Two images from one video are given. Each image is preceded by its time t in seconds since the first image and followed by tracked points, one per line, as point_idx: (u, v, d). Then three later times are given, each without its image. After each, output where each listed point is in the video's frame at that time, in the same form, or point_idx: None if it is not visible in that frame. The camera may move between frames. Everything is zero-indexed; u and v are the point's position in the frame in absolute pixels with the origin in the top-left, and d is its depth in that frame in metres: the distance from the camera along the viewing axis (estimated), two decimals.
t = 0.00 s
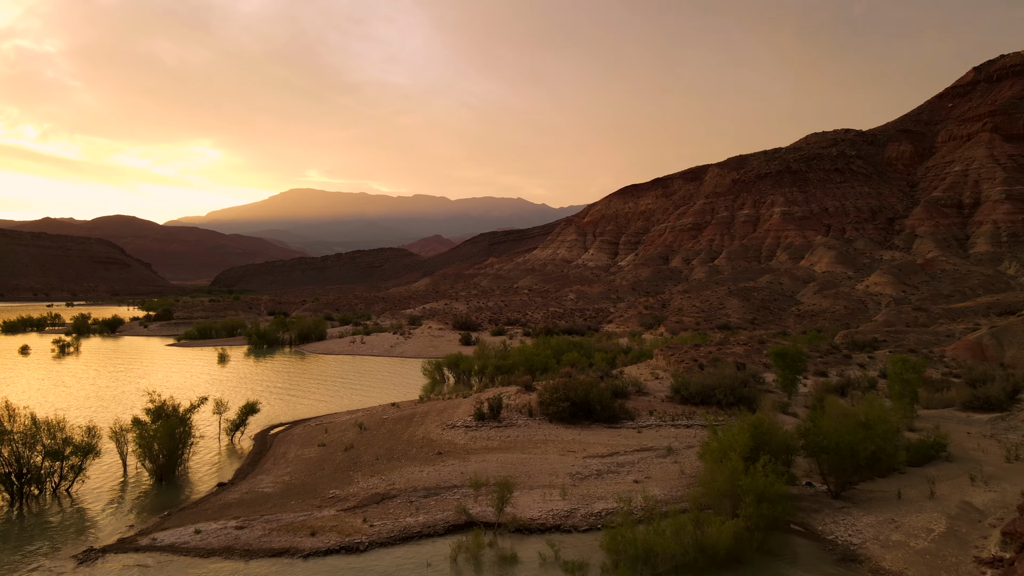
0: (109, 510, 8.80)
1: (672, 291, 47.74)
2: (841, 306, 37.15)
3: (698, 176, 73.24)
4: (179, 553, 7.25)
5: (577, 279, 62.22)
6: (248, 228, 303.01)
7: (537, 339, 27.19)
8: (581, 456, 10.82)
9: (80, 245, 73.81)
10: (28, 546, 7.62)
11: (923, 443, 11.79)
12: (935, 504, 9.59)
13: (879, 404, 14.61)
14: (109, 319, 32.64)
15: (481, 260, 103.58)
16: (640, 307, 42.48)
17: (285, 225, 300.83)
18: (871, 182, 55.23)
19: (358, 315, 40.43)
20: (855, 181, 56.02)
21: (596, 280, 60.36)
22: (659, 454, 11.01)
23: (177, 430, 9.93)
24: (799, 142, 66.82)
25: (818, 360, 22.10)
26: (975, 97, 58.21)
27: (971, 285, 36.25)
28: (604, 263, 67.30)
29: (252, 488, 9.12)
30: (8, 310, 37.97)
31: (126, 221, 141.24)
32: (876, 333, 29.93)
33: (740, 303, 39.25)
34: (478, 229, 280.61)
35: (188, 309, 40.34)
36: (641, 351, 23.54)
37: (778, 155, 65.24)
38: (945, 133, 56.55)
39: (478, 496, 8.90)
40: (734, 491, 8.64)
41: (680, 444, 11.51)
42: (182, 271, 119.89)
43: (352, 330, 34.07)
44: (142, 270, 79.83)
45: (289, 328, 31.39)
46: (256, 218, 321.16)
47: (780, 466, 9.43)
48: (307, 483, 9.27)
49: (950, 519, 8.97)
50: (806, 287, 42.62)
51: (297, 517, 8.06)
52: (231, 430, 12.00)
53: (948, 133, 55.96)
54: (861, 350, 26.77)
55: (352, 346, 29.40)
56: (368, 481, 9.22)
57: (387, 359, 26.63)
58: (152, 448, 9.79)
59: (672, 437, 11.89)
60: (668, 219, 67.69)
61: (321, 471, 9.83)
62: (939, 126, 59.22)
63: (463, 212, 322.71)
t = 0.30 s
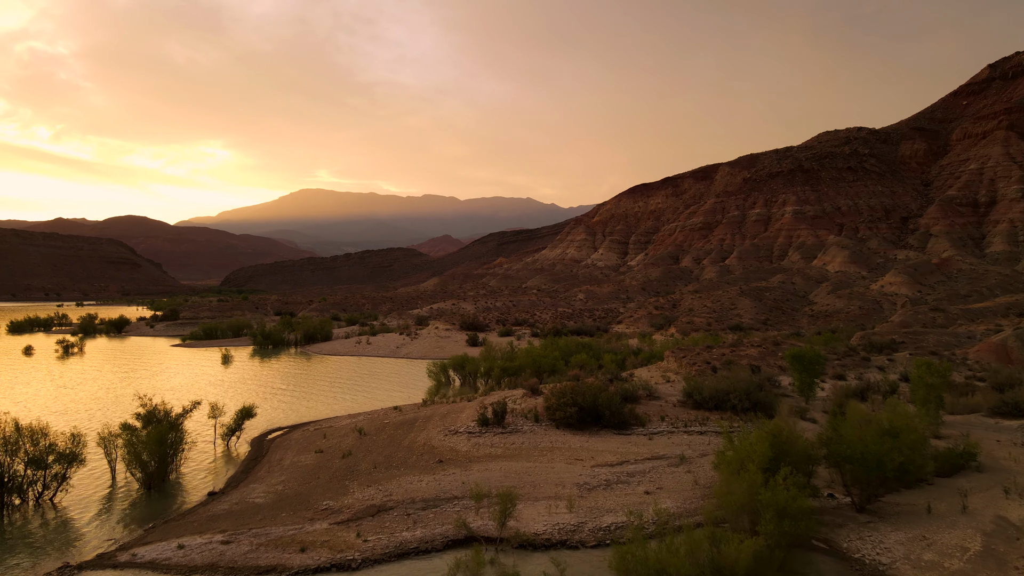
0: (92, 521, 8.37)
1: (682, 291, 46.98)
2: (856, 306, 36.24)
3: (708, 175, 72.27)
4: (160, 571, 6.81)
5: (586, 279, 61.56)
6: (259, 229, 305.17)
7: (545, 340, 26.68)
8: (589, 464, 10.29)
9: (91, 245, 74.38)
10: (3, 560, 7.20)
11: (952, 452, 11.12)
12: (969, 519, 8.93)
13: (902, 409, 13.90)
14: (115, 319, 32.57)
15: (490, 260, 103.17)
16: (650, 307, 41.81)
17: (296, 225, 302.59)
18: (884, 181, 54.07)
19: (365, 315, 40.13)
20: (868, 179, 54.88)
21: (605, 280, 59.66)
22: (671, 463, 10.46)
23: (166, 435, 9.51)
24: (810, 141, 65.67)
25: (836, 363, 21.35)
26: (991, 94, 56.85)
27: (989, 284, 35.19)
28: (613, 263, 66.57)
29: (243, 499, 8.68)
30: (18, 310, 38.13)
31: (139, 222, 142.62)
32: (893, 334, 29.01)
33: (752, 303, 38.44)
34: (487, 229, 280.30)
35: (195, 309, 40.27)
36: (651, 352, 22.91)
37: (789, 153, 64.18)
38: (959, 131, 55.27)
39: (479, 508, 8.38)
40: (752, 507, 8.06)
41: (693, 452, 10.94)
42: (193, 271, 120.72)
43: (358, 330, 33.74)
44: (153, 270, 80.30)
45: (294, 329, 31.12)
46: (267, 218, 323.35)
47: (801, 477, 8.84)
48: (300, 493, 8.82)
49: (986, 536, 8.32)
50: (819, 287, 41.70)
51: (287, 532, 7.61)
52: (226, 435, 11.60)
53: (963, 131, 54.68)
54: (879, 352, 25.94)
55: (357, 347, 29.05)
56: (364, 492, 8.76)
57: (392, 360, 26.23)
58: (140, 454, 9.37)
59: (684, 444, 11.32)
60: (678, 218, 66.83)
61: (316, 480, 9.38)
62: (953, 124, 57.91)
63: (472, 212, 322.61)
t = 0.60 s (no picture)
0: (70, 533, 7.95)
1: (693, 291, 46.21)
2: (871, 306, 35.31)
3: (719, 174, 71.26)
4: None
5: (595, 279, 60.89)
6: (270, 229, 307.23)
7: (553, 341, 26.16)
8: (598, 474, 9.76)
9: (103, 245, 74.94)
10: None
11: (983, 462, 10.44)
12: (1006, 537, 8.23)
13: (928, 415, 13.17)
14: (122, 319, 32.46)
15: (499, 260, 102.71)
16: (660, 307, 41.12)
17: (306, 225, 304.37)
18: (897, 180, 52.92)
19: (372, 315, 39.82)
20: (881, 178, 53.73)
21: (615, 280, 58.98)
22: (684, 473, 9.89)
23: (151, 442, 9.10)
24: (822, 139, 64.53)
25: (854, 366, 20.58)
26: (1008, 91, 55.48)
27: (1007, 284, 34.15)
28: (623, 263, 65.83)
29: (232, 510, 8.24)
30: (28, 310, 38.28)
31: (151, 222, 143.90)
32: (912, 336, 28.10)
33: (765, 303, 37.65)
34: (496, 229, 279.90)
35: (202, 309, 40.16)
36: (662, 354, 22.31)
37: (801, 152, 63.14)
38: (974, 129, 53.93)
39: (479, 522, 7.86)
40: (773, 523, 7.46)
41: (708, 461, 10.37)
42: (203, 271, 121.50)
43: (365, 331, 33.39)
44: (163, 270, 80.79)
45: (300, 329, 30.84)
46: (277, 218, 325.40)
47: (824, 491, 8.25)
48: (291, 505, 8.36)
49: None
50: (832, 287, 40.77)
51: (274, 548, 7.16)
52: (220, 441, 11.24)
53: (978, 129, 53.41)
54: (898, 354, 25.12)
55: (364, 348, 28.68)
56: (359, 504, 8.28)
57: (398, 362, 25.82)
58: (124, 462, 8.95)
59: (698, 453, 10.75)
60: (688, 217, 65.95)
61: (309, 490, 8.93)
62: (968, 122, 56.60)
63: (482, 212, 322.47)
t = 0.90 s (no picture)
0: (49, 546, 7.54)
1: (704, 291, 45.44)
2: (886, 307, 34.40)
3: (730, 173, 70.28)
4: None
5: (604, 279, 60.22)
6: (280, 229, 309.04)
7: (561, 342, 25.61)
8: (606, 485, 9.23)
9: (113, 245, 75.43)
10: None
11: (1018, 474, 9.76)
12: None
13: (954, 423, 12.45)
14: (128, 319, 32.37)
15: (507, 260, 102.17)
16: (670, 307, 40.42)
17: (316, 225, 305.91)
18: (911, 178, 51.75)
19: (378, 315, 39.49)
20: (894, 176, 52.62)
21: (624, 280, 58.24)
22: (698, 484, 9.34)
23: (137, 448, 8.72)
24: (835, 137, 63.40)
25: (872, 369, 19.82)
26: None
27: None
28: (632, 262, 65.08)
29: (218, 523, 7.80)
30: (37, 310, 38.36)
31: (162, 222, 145.09)
32: (929, 338, 27.23)
33: (777, 304, 36.83)
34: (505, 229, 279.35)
35: (208, 309, 40.06)
36: (673, 356, 21.66)
37: (813, 150, 62.05)
38: (991, 126, 52.60)
39: (478, 538, 7.35)
40: (797, 542, 6.87)
41: (723, 471, 9.79)
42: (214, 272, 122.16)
43: (370, 331, 33.05)
44: (173, 270, 81.19)
45: (305, 330, 30.55)
46: (288, 219, 327.31)
47: (851, 506, 7.65)
48: (280, 518, 7.90)
49: None
50: (846, 287, 39.85)
51: (259, 564, 6.71)
52: (214, 446, 10.85)
53: (995, 126, 52.10)
54: (918, 357, 24.21)
55: (369, 349, 28.31)
56: (352, 517, 7.81)
57: (402, 363, 25.40)
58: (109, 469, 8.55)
59: (712, 462, 10.17)
60: (699, 216, 65.07)
61: (301, 501, 8.47)
62: (984, 119, 55.28)
63: (491, 212, 322.12)
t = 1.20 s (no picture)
0: (24, 561, 7.14)
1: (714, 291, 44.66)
2: (900, 308, 33.48)
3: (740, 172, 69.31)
4: None
5: (614, 279, 59.55)
6: (290, 229, 310.70)
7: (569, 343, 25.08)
8: (614, 498, 8.70)
9: (123, 245, 75.83)
10: None
11: None
12: None
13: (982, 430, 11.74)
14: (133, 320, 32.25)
15: (515, 260, 101.64)
16: (681, 308, 39.72)
17: (326, 225, 307.13)
18: (924, 177, 50.59)
19: (385, 315, 39.14)
20: (906, 175, 51.47)
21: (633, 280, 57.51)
22: (713, 497, 8.78)
23: (120, 457, 8.31)
24: (846, 135, 62.29)
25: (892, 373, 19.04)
26: None
27: None
28: (641, 262, 64.34)
29: (201, 539, 7.34)
30: (45, 310, 38.39)
31: (174, 223, 146.18)
32: (947, 339, 26.36)
33: (789, 304, 36.04)
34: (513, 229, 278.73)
35: (214, 309, 39.92)
36: (684, 358, 21.02)
37: (825, 149, 60.98)
38: (1008, 123, 51.32)
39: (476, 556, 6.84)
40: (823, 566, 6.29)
41: (740, 483, 9.21)
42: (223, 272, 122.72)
43: (376, 332, 32.70)
44: (182, 270, 81.51)
45: (310, 330, 30.25)
46: (297, 219, 329.00)
47: (881, 525, 7.03)
48: (267, 533, 7.44)
49: None
50: (859, 287, 38.91)
51: None
52: (206, 453, 10.46)
53: (1011, 123, 50.84)
54: (938, 360, 23.36)
55: (374, 350, 27.94)
56: (344, 532, 7.35)
57: (408, 365, 24.98)
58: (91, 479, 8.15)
59: (727, 473, 9.59)
60: (708, 216, 64.19)
61: (292, 514, 8.03)
62: (999, 117, 54.01)
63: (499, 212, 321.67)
